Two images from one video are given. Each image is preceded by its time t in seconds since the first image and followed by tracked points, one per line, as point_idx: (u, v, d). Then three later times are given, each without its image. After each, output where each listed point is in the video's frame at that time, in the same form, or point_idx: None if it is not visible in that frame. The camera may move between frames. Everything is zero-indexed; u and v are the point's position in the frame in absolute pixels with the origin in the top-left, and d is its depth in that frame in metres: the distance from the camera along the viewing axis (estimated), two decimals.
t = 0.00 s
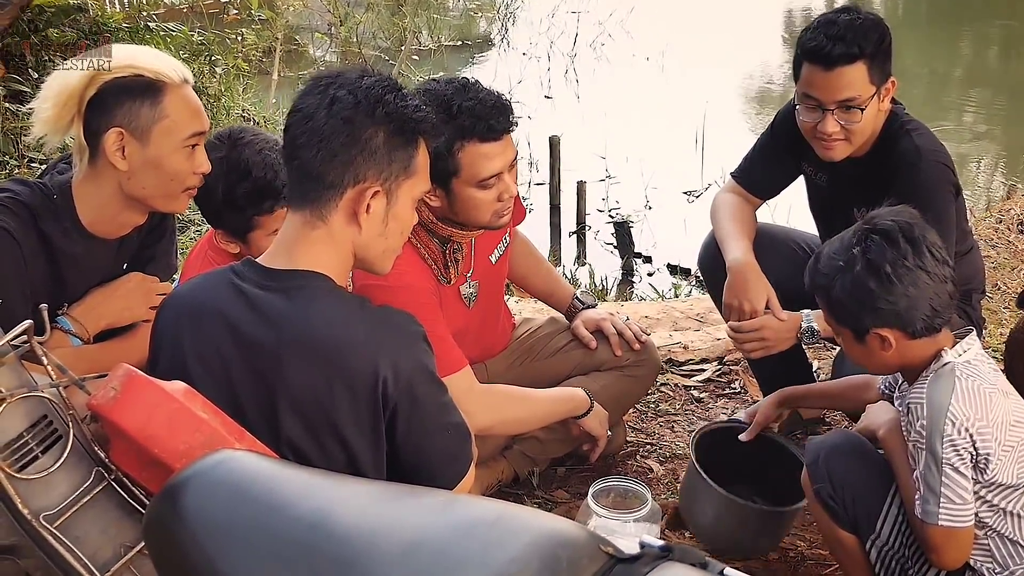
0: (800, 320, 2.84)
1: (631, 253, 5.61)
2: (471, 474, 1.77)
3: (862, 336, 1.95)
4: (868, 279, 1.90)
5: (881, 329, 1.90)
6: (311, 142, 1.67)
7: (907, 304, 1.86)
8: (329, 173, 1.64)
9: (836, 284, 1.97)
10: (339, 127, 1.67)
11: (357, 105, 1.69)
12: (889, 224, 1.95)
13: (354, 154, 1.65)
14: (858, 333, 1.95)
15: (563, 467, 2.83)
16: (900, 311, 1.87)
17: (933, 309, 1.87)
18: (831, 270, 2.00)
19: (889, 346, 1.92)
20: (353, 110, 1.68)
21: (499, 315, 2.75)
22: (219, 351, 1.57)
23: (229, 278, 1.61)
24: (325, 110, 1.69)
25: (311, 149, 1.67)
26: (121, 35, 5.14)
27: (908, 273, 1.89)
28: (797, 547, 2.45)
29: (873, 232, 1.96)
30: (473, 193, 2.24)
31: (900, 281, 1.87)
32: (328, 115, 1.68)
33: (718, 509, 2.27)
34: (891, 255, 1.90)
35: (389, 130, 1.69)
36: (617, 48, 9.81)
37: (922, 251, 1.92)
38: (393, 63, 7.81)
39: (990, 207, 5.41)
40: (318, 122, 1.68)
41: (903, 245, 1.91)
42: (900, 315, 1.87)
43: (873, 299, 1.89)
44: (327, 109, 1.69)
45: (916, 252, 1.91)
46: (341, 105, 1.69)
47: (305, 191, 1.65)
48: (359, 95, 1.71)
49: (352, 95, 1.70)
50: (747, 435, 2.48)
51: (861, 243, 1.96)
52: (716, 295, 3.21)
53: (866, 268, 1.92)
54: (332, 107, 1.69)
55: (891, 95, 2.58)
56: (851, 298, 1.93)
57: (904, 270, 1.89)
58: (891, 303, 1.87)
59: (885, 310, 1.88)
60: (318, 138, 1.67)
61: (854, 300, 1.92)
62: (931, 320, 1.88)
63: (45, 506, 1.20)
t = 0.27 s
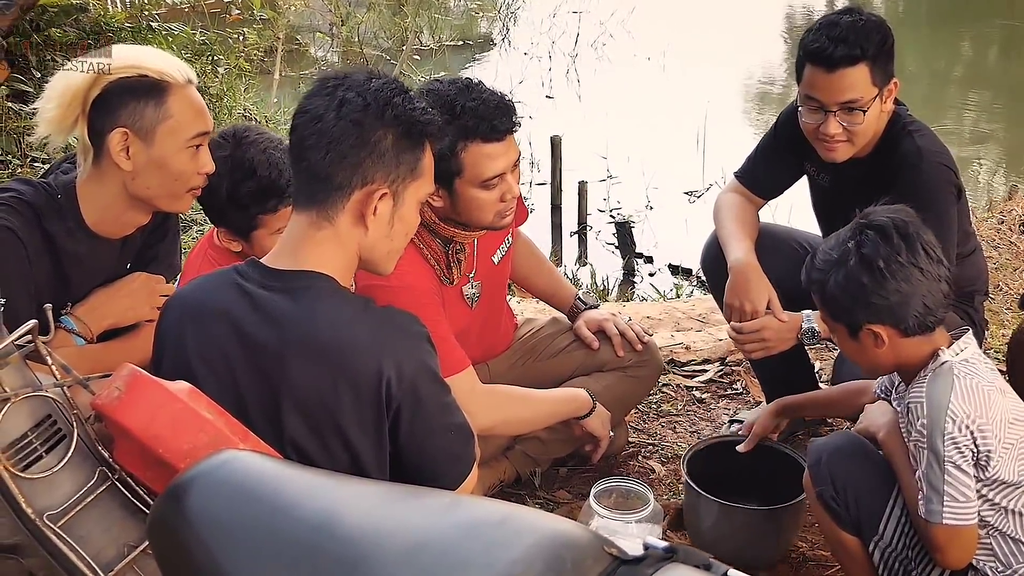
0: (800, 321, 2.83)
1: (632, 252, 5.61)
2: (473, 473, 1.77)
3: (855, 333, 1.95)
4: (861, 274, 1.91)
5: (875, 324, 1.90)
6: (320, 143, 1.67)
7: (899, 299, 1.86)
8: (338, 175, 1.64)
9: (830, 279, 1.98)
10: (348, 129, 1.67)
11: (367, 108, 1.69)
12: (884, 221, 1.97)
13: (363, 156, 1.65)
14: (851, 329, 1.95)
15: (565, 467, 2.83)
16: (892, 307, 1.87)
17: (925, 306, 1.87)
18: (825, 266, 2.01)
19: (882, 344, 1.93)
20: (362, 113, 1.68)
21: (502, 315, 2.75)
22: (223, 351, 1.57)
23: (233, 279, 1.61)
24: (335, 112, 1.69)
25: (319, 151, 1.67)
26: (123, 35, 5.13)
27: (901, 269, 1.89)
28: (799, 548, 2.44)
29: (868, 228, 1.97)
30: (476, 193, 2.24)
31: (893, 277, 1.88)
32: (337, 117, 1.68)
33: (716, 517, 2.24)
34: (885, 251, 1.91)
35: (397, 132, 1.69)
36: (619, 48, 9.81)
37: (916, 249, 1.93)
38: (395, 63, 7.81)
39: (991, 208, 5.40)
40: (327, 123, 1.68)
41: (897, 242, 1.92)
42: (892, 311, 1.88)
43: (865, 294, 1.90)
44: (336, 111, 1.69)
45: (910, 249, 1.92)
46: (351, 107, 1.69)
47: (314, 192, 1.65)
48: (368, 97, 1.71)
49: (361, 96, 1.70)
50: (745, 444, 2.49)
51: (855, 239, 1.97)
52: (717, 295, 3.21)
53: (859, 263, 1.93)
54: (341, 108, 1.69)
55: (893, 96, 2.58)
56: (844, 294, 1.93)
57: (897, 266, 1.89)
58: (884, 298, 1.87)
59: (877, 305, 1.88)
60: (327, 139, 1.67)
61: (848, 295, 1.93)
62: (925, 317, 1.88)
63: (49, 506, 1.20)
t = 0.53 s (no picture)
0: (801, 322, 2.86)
1: (633, 253, 5.61)
2: (475, 473, 1.77)
3: (849, 326, 1.95)
4: (856, 267, 1.92)
5: (867, 319, 1.91)
6: (323, 144, 1.68)
7: (892, 293, 1.87)
8: (341, 175, 1.64)
9: (826, 272, 1.98)
10: (351, 130, 1.67)
11: (370, 108, 1.69)
12: (882, 216, 1.97)
13: (366, 156, 1.66)
14: (846, 323, 1.96)
15: (567, 468, 2.83)
16: (885, 301, 1.88)
17: (919, 301, 1.87)
18: (823, 259, 2.02)
19: (875, 339, 1.93)
20: (365, 113, 1.69)
21: (503, 315, 2.75)
22: (226, 350, 1.57)
23: (236, 278, 1.62)
24: (337, 112, 1.69)
25: (322, 152, 1.67)
26: (124, 36, 5.14)
27: (896, 264, 1.90)
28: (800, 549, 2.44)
29: (866, 222, 1.98)
30: (477, 193, 2.24)
31: (886, 271, 1.89)
32: (340, 117, 1.68)
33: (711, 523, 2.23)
34: (880, 245, 1.92)
35: (400, 132, 1.69)
36: (620, 49, 9.81)
37: (913, 245, 1.93)
38: (396, 64, 7.81)
39: (992, 209, 5.40)
40: (330, 124, 1.68)
41: (894, 236, 1.93)
42: (885, 305, 1.88)
43: (859, 287, 1.90)
44: (339, 111, 1.69)
45: (906, 245, 1.92)
46: (353, 108, 1.69)
47: (316, 192, 1.65)
48: (370, 97, 1.71)
49: (364, 97, 1.70)
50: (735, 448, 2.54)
51: (852, 233, 1.98)
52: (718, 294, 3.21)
53: (856, 257, 1.93)
54: (343, 109, 1.69)
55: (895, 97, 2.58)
56: (838, 287, 1.94)
57: (892, 261, 1.90)
58: (877, 292, 1.88)
59: (870, 298, 1.89)
60: (330, 140, 1.67)
61: (842, 288, 1.94)
62: (918, 314, 1.88)
63: (52, 505, 1.20)
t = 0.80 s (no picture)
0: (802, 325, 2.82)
1: (635, 254, 5.60)
2: (479, 474, 1.77)
3: (860, 319, 1.95)
4: (873, 262, 1.92)
5: (880, 315, 1.91)
6: (323, 144, 1.68)
7: (907, 290, 1.86)
8: (342, 175, 1.64)
9: (842, 265, 1.98)
10: (350, 129, 1.68)
11: (368, 109, 1.70)
12: (904, 214, 1.97)
13: (366, 155, 1.66)
14: (857, 317, 1.96)
15: (569, 468, 2.83)
16: (899, 297, 1.87)
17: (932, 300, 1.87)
18: (840, 252, 2.01)
19: (885, 335, 1.93)
20: (363, 112, 1.69)
21: (505, 317, 2.75)
22: (230, 350, 1.57)
23: (240, 278, 1.62)
24: (337, 112, 1.70)
25: (323, 152, 1.67)
26: (127, 37, 5.15)
27: (913, 262, 1.89)
28: (802, 550, 2.44)
29: (887, 219, 1.97)
30: (480, 192, 2.24)
31: (903, 268, 1.88)
32: (340, 117, 1.69)
33: (714, 523, 2.23)
34: (899, 242, 1.91)
35: (400, 132, 1.70)
36: (623, 50, 9.81)
37: (932, 245, 1.92)
38: (399, 65, 7.81)
39: (995, 210, 5.39)
40: (330, 124, 1.69)
41: (913, 235, 1.92)
42: (899, 301, 1.87)
43: (874, 282, 1.90)
44: (339, 111, 1.70)
45: (925, 244, 1.92)
46: (352, 107, 1.69)
47: (317, 193, 1.66)
48: (369, 97, 1.71)
49: (364, 97, 1.71)
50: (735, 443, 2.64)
51: (873, 228, 1.97)
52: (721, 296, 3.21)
53: (874, 251, 1.93)
54: (343, 109, 1.70)
55: (897, 98, 2.58)
56: (854, 280, 1.94)
57: (909, 259, 1.89)
58: (892, 288, 1.88)
59: (884, 294, 1.89)
60: (330, 141, 1.68)
61: (858, 282, 1.93)
62: (930, 314, 1.88)
63: (55, 504, 1.20)
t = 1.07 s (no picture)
0: (805, 327, 2.77)
1: (640, 254, 5.60)
2: (481, 474, 1.77)
3: (891, 307, 1.91)
4: (924, 254, 1.86)
5: (914, 309, 1.87)
6: (323, 146, 1.69)
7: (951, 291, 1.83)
8: (343, 176, 1.65)
9: (885, 249, 1.91)
10: (350, 130, 1.68)
11: (366, 109, 1.70)
12: (959, 211, 1.91)
13: (365, 156, 1.66)
14: (888, 305, 1.91)
15: (573, 469, 2.83)
16: (941, 298, 1.84)
17: (971, 304, 1.84)
18: (885, 234, 1.93)
19: (911, 330, 1.90)
20: (362, 112, 1.70)
21: (509, 317, 2.75)
22: (233, 350, 1.58)
23: (243, 279, 1.62)
24: (335, 114, 1.70)
25: (323, 154, 1.68)
26: (133, 37, 5.17)
27: (964, 263, 1.85)
28: (806, 551, 2.43)
29: (943, 214, 1.91)
30: (483, 191, 2.24)
31: (953, 268, 1.84)
32: (339, 118, 1.70)
33: (718, 524, 2.22)
34: (955, 240, 1.86)
35: (399, 132, 1.70)
36: (628, 50, 9.81)
37: (982, 248, 1.88)
38: (403, 65, 7.82)
39: (1001, 211, 5.37)
40: (329, 125, 1.70)
41: (968, 234, 1.87)
42: (939, 299, 1.84)
43: (920, 274, 1.85)
44: (337, 112, 1.70)
45: (976, 246, 1.87)
46: (350, 108, 1.70)
47: (318, 195, 1.66)
48: (368, 98, 1.72)
49: (364, 98, 1.71)
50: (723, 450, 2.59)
51: (930, 219, 1.90)
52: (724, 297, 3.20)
53: (927, 243, 1.87)
54: (341, 110, 1.70)
55: (901, 99, 2.58)
56: (900, 269, 1.87)
57: (961, 259, 1.85)
58: (937, 286, 1.83)
59: (926, 288, 1.84)
60: (329, 143, 1.68)
61: (903, 271, 1.87)
62: (964, 317, 1.86)
63: (59, 504, 1.20)
